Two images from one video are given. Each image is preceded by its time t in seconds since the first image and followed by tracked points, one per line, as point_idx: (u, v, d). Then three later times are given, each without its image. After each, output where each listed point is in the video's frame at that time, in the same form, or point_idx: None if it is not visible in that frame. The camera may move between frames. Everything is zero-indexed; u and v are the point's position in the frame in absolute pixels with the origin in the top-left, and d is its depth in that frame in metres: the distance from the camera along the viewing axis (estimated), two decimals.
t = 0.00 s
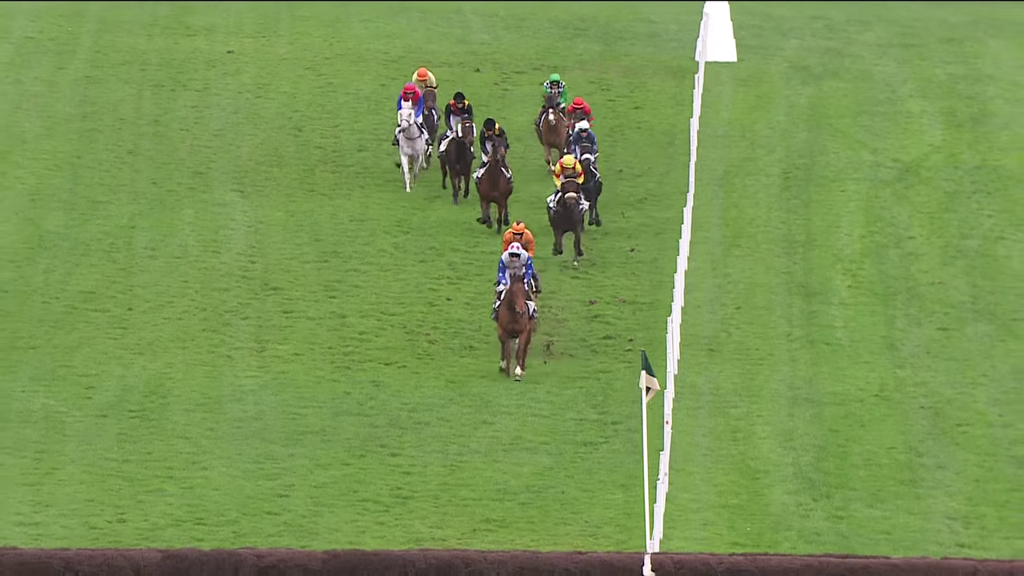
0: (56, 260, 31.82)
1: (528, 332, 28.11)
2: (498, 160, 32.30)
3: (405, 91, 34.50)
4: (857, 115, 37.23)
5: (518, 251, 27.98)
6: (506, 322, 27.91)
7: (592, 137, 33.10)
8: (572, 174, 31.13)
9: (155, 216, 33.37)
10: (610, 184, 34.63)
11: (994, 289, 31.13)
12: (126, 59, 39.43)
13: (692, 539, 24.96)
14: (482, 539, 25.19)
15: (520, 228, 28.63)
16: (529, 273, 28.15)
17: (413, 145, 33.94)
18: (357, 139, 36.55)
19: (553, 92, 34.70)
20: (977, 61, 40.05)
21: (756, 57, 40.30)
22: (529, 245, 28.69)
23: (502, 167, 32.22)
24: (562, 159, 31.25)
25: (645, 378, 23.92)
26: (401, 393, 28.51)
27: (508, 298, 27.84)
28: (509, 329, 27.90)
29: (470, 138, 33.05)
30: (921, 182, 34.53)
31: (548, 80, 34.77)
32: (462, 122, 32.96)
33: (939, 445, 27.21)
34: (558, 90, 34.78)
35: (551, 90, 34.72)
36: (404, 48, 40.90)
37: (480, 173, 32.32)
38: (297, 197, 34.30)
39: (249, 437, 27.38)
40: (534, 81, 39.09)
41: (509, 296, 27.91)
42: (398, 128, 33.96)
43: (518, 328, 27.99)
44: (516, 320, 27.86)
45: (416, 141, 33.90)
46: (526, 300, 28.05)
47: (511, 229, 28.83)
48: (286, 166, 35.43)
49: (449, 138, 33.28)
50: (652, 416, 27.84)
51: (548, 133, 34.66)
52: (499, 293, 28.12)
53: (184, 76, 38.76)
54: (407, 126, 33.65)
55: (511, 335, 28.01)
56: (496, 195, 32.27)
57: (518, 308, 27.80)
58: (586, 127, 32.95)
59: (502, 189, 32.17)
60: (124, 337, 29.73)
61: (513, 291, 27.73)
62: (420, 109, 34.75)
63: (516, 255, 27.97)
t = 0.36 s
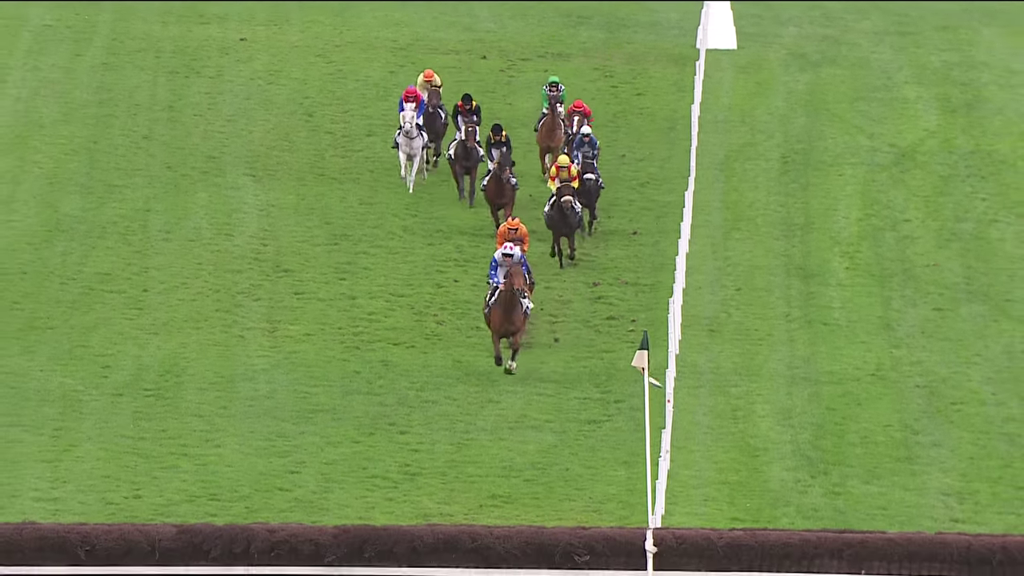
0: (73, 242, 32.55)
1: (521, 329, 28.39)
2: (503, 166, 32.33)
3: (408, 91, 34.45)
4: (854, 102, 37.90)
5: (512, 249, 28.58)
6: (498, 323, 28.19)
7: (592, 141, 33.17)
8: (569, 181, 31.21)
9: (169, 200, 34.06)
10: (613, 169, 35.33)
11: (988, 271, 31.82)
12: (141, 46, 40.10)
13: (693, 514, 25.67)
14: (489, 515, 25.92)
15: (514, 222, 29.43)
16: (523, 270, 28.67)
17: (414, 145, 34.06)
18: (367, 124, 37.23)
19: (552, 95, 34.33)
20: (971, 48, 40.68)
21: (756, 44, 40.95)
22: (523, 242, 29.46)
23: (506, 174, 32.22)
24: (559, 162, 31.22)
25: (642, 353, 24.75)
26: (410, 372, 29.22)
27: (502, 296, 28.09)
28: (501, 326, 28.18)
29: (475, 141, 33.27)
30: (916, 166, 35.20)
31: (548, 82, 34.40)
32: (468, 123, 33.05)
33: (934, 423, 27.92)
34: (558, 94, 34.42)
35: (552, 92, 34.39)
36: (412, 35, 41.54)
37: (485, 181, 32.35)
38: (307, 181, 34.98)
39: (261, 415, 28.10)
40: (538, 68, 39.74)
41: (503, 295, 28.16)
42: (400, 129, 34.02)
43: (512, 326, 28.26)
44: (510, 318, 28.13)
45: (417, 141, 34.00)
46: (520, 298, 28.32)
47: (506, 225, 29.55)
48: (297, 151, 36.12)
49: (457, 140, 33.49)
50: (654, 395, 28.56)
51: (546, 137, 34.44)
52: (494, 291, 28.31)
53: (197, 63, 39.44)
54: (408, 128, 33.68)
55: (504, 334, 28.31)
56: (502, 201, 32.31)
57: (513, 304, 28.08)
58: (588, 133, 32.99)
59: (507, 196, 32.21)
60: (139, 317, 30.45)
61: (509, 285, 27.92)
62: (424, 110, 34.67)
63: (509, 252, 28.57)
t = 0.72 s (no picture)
0: (92, 233, 33.30)
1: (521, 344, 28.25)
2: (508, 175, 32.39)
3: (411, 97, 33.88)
4: (853, 96, 38.56)
5: (512, 261, 28.54)
6: (499, 338, 28.02)
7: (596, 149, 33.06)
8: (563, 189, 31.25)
9: (186, 191, 34.78)
10: (618, 161, 36.01)
11: (984, 261, 32.50)
12: (158, 42, 40.80)
13: (696, 498, 26.40)
14: (497, 498, 26.65)
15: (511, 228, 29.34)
16: (523, 284, 28.65)
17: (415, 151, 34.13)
18: (378, 118, 37.90)
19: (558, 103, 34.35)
20: (968, 43, 41.31)
21: (758, 40, 41.60)
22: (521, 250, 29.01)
23: (512, 182, 32.30)
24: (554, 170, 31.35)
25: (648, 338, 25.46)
26: (420, 359, 29.93)
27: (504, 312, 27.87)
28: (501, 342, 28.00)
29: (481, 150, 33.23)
30: (914, 159, 35.86)
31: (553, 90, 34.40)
32: (476, 132, 33.10)
33: (932, 409, 28.63)
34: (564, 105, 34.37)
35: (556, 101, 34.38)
36: (422, 31, 42.20)
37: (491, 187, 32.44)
38: (320, 173, 35.69)
39: (275, 401, 28.83)
40: (545, 63, 40.39)
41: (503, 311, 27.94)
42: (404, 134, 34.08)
43: (511, 342, 28.11)
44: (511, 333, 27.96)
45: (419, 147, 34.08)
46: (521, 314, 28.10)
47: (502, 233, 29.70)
48: (310, 144, 36.82)
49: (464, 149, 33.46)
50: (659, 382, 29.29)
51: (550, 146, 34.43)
52: (494, 305, 28.14)
53: (213, 58, 40.14)
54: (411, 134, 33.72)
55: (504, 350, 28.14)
56: (507, 209, 32.37)
57: (512, 322, 27.91)
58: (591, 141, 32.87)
59: (513, 203, 32.29)
60: (156, 306, 31.18)
61: (509, 303, 27.69)
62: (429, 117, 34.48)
63: (509, 264, 28.51)
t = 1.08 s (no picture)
0: (107, 218, 33.99)
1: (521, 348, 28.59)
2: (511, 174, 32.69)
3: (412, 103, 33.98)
4: (852, 83, 39.18)
5: (512, 265, 28.62)
6: (498, 346, 28.41)
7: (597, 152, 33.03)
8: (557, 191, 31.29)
9: (198, 177, 35.44)
10: (621, 148, 36.67)
11: (980, 246, 33.22)
12: (171, 31, 41.40)
13: (697, 479, 27.20)
14: (502, 479, 27.37)
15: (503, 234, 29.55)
16: (522, 288, 28.73)
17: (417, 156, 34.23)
18: (386, 106, 38.51)
19: (561, 108, 34.27)
20: (965, 32, 41.88)
21: (760, 29, 42.18)
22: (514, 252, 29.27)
23: (514, 181, 32.59)
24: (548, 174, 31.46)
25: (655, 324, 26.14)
26: (427, 342, 30.58)
27: (502, 319, 28.25)
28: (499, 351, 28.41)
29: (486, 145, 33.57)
30: (911, 146, 36.50)
31: (557, 95, 34.34)
32: (478, 133, 33.47)
33: (927, 391, 29.40)
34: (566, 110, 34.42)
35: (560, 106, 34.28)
36: (430, 21, 42.76)
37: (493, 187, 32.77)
38: (329, 159, 36.32)
39: (286, 382, 29.57)
40: (550, 51, 40.96)
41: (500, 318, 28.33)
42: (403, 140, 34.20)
43: (510, 349, 28.48)
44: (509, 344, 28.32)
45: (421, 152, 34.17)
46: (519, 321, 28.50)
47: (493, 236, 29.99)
48: (319, 131, 37.44)
49: (468, 149, 33.75)
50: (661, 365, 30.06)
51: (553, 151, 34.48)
52: (494, 310, 28.46)
53: (225, 47, 40.74)
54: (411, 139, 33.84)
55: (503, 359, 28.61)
56: (508, 209, 32.67)
57: (512, 326, 28.23)
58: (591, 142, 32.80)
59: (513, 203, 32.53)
60: (169, 290, 31.90)
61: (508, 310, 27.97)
62: (429, 122, 34.58)
63: (508, 269, 28.61)
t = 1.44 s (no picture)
0: (116, 203, 34.40)
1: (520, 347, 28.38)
2: (508, 177, 32.44)
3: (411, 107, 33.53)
4: (852, 69, 39.56)
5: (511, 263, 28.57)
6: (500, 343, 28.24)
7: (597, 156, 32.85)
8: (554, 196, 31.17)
9: (206, 163, 35.84)
10: (625, 135, 37.09)
11: (979, 231, 33.77)
12: (179, 19, 41.72)
13: (699, 461, 27.72)
14: (507, 460, 27.77)
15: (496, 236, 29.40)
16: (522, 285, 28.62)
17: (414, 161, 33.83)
18: (392, 92, 38.84)
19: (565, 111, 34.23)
20: (964, 18, 42.23)
21: (762, 15, 42.51)
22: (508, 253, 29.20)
23: (512, 186, 32.31)
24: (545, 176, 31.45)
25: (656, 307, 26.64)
26: (432, 326, 30.98)
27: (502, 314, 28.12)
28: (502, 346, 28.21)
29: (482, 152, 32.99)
30: (911, 131, 36.97)
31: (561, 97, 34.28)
32: (475, 135, 32.84)
33: (927, 374, 29.90)
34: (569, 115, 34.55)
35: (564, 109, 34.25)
36: (435, 7, 43.07)
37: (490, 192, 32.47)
38: (335, 144, 36.68)
39: (293, 365, 30.01)
40: (554, 39, 41.27)
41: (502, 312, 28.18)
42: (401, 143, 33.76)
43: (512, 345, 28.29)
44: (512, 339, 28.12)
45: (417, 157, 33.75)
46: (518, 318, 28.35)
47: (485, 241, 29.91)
48: (326, 116, 37.79)
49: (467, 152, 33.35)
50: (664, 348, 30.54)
51: (553, 155, 34.30)
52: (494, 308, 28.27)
53: (233, 34, 41.07)
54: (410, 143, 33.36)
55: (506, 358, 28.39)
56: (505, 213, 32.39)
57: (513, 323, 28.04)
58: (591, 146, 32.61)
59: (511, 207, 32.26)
60: (178, 274, 32.33)
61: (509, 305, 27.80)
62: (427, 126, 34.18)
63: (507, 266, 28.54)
